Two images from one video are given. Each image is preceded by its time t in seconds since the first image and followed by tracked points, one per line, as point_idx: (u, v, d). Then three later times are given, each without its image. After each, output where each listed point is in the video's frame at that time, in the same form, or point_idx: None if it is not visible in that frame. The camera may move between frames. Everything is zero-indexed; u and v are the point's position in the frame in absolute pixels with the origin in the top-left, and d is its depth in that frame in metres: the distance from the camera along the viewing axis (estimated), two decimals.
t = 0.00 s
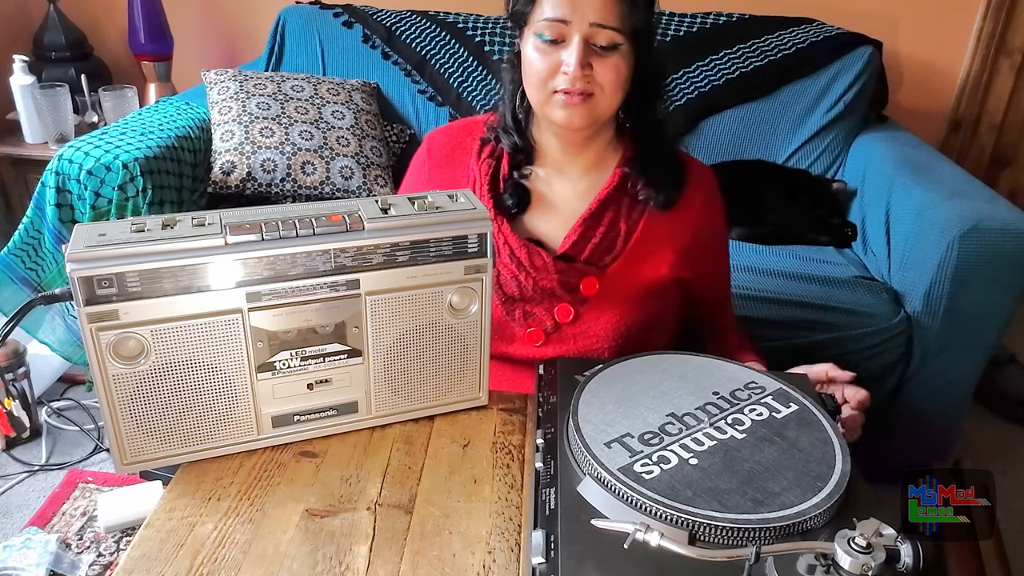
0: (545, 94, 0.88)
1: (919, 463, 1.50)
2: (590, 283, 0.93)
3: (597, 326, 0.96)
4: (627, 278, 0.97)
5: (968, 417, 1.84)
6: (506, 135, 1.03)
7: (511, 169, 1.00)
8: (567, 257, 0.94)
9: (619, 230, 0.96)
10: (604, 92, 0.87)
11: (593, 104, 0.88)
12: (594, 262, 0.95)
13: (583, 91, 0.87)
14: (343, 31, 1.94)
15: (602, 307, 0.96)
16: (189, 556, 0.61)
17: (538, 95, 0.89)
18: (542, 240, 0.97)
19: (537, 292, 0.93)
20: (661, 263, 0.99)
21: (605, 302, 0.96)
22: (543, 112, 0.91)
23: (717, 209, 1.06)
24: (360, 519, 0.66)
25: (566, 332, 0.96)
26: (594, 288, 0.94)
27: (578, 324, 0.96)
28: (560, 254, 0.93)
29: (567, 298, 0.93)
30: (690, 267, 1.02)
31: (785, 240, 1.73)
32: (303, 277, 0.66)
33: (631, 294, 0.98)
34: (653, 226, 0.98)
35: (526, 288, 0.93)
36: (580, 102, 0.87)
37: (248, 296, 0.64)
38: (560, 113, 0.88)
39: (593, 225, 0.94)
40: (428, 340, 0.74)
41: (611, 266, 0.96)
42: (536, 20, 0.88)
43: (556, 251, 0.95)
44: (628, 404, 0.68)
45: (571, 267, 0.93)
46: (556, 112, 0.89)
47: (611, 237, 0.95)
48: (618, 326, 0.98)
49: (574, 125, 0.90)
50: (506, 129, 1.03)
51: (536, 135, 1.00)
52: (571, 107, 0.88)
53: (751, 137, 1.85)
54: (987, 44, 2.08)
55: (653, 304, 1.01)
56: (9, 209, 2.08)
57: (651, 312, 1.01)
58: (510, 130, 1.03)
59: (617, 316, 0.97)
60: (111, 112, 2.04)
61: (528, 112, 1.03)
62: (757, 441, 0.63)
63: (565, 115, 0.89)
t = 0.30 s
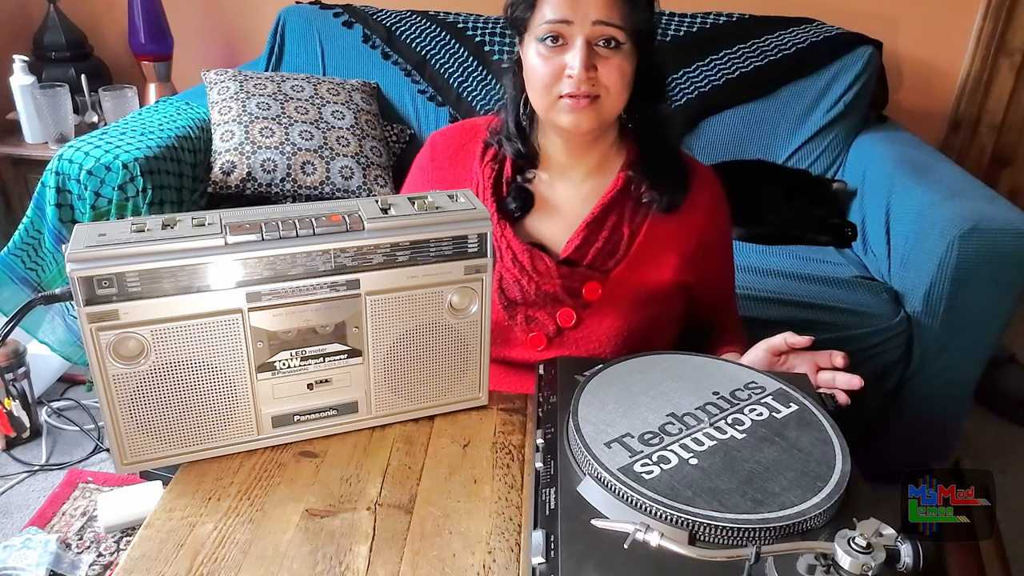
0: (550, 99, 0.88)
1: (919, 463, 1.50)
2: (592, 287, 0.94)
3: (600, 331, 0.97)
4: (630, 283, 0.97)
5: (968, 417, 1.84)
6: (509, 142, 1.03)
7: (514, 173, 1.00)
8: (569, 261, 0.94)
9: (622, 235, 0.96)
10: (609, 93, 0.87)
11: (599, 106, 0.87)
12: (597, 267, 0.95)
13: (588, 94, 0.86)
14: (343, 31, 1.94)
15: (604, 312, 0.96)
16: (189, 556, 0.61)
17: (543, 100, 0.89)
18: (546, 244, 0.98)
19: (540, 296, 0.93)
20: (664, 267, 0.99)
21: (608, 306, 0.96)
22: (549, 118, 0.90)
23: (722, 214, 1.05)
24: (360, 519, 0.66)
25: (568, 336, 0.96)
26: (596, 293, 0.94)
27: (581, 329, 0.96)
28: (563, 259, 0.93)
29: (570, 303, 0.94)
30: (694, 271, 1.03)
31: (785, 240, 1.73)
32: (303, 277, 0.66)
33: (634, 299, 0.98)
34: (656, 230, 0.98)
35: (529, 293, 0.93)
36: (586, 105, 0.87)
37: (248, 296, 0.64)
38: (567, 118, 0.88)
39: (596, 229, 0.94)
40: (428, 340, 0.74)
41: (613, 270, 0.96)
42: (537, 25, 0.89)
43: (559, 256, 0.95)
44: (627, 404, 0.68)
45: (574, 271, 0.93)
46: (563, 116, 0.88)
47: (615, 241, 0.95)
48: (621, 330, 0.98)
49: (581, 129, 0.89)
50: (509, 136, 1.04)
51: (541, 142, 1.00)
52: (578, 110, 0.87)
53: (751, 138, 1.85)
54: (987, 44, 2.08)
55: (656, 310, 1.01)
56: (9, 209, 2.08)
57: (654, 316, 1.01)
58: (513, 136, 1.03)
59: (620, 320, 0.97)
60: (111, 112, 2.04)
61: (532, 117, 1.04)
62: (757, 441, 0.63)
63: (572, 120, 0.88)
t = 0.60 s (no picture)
0: (546, 99, 0.88)
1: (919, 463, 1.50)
2: (575, 293, 0.94)
3: (584, 337, 0.96)
4: (616, 289, 0.97)
5: (968, 417, 1.84)
6: (498, 142, 1.03)
7: (503, 173, 1.01)
8: (553, 265, 0.95)
9: (609, 241, 0.96)
10: (604, 93, 0.87)
11: (594, 107, 0.88)
12: (580, 272, 0.96)
13: (583, 94, 0.87)
14: (343, 31, 1.94)
15: (589, 318, 0.96)
16: (189, 556, 0.61)
17: (537, 98, 0.89)
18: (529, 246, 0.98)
19: (522, 300, 0.93)
20: (652, 274, 0.99)
21: (592, 313, 0.96)
22: (543, 117, 0.91)
23: (717, 224, 1.04)
24: (360, 519, 0.66)
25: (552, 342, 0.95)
26: (579, 299, 0.94)
27: (564, 335, 0.95)
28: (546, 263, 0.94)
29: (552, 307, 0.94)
30: (686, 280, 1.02)
31: (785, 240, 1.73)
32: (303, 277, 0.66)
33: (620, 306, 0.98)
34: (644, 236, 0.98)
35: (512, 296, 0.93)
36: (581, 105, 0.88)
37: (248, 296, 0.64)
38: (560, 117, 0.89)
39: (581, 233, 0.95)
40: (428, 340, 0.74)
41: (597, 277, 0.96)
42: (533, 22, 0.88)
43: (542, 260, 0.96)
44: (627, 404, 0.68)
45: (556, 276, 0.94)
46: (557, 116, 0.89)
47: (599, 247, 0.96)
48: (605, 337, 0.97)
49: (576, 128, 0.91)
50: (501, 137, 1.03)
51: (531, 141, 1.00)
52: (573, 110, 0.88)
53: (751, 138, 1.85)
54: (987, 44, 2.08)
55: (642, 317, 1.00)
56: (9, 209, 2.08)
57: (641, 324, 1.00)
58: (503, 138, 1.02)
59: (604, 327, 0.97)
60: (111, 112, 2.04)
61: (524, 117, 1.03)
62: (757, 441, 0.63)
63: (565, 119, 0.89)
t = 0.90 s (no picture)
0: (523, 100, 0.88)
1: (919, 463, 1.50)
2: (562, 288, 0.93)
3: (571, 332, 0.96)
4: (602, 284, 0.97)
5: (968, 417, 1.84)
6: (487, 133, 1.02)
7: (490, 166, 1.00)
8: (539, 260, 0.94)
9: (596, 236, 0.96)
10: (581, 98, 0.87)
11: (570, 110, 0.88)
12: (568, 267, 0.95)
13: (558, 98, 0.86)
14: (343, 31, 1.94)
15: (575, 312, 0.96)
16: (189, 556, 0.61)
17: (515, 98, 0.89)
18: (515, 240, 0.97)
19: (509, 294, 0.93)
20: (638, 270, 0.99)
21: (579, 307, 0.96)
22: (520, 116, 0.91)
23: (704, 222, 1.04)
24: (360, 519, 0.66)
25: (540, 337, 0.94)
26: (566, 294, 0.94)
27: (552, 331, 0.95)
28: (532, 257, 0.94)
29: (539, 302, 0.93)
30: (672, 276, 1.02)
31: (785, 240, 1.73)
32: (303, 277, 0.66)
33: (606, 300, 0.98)
34: (630, 232, 0.98)
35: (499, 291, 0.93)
36: (556, 109, 0.87)
37: (248, 297, 0.64)
38: (535, 119, 0.89)
39: (569, 227, 0.95)
40: (428, 340, 0.74)
41: (585, 272, 0.96)
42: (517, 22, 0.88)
43: (530, 254, 0.95)
44: (627, 404, 0.68)
45: (543, 271, 0.93)
46: (534, 118, 0.89)
47: (586, 242, 0.96)
48: (592, 333, 0.97)
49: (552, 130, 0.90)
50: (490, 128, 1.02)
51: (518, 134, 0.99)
52: (549, 113, 0.88)
53: (750, 138, 1.85)
54: (987, 44, 2.08)
55: (630, 312, 1.00)
56: (9, 209, 2.09)
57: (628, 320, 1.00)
58: (491, 126, 1.01)
59: (591, 322, 0.97)
60: (111, 112, 2.04)
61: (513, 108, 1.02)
62: (757, 441, 0.63)
63: (541, 121, 0.89)
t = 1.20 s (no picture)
0: (518, 103, 0.89)
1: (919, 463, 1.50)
2: (566, 270, 0.92)
3: (573, 315, 0.95)
4: (606, 266, 0.96)
5: (968, 417, 1.84)
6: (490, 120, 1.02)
7: (493, 150, 1.00)
8: (543, 241, 0.93)
9: (599, 217, 0.95)
10: (573, 101, 0.87)
11: (563, 114, 0.88)
12: (571, 249, 0.94)
13: (551, 102, 0.86)
14: (343, 31, 1.94)
15: (578, 294, 0.95)
16: (189, 556, 0.61)
17: (510, 99, 0.89)
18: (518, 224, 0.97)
19: (513, 276, 0.92)
20: (639, 252, 0.99)
21: (582, 290, 0.95)
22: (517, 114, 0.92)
23: (701, 207, 1.05)
24: (360, 519, 0.66)
25: (541, 320, 0.94)
26: (571, 276, 0.93)
27: (554, 313, 0.95)
28: (537, 238, 0.93)
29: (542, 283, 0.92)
30: (670, 260, 1.02)
31: (785, 240, 1.73)
32: (303, 278, 0.66)
33: (609, 283, 0.97)
34: (632, 216, 0.98)
35: (502, 273, 0.92)
36: (549, 111, 0.88)
37: (248, 297, 0.64)
38: (530, 120, 0.90)
39: (573, 209, 0.94)
40: (428, 340, 0.74)
41: (589, 254, 0.95)
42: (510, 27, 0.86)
43: (533, 236, 0.94)
44: (627, 404, 0.68)
45: (547, 252, 0.92)
46: (529, 119, 0.90)
47: (590, 223, 0.95)
48: (594, 315, 0.97)
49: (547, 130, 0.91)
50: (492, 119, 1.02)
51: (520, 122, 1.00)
52: (543, 115, 0.88)
53: (750, 138, 1.85)
54: (987, 44, 2.08)
55: (630, 296, 1.00)
56: (9, 209, 2.09)
57: (629, 303, 1.00)
58: (494, 114, 1.02)
59: (593, 304, 0.96)
60: (111, 112, 2.04)
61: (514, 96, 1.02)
62: (757, 441, 0.63)
63: (535, 122, 0.90)
